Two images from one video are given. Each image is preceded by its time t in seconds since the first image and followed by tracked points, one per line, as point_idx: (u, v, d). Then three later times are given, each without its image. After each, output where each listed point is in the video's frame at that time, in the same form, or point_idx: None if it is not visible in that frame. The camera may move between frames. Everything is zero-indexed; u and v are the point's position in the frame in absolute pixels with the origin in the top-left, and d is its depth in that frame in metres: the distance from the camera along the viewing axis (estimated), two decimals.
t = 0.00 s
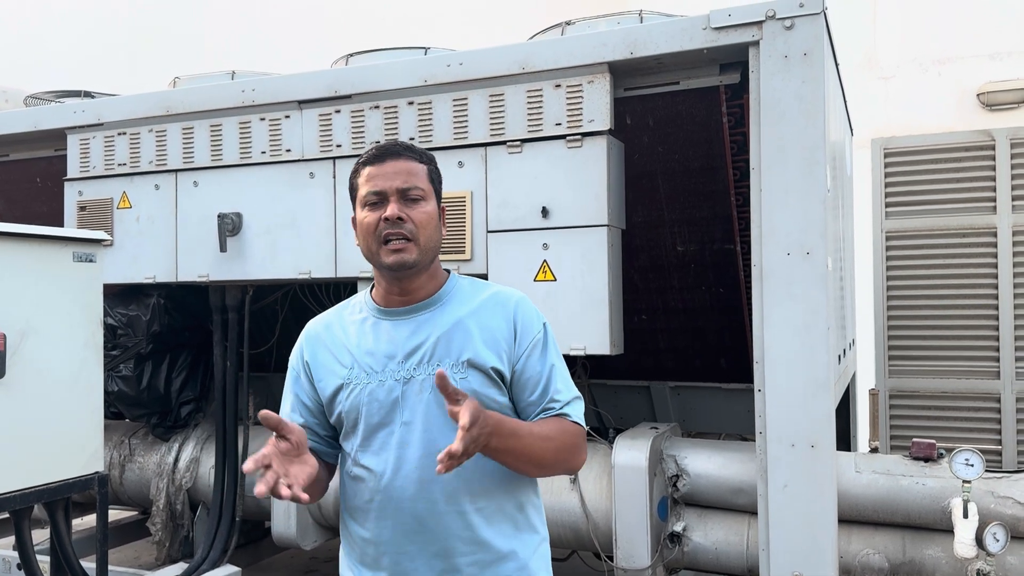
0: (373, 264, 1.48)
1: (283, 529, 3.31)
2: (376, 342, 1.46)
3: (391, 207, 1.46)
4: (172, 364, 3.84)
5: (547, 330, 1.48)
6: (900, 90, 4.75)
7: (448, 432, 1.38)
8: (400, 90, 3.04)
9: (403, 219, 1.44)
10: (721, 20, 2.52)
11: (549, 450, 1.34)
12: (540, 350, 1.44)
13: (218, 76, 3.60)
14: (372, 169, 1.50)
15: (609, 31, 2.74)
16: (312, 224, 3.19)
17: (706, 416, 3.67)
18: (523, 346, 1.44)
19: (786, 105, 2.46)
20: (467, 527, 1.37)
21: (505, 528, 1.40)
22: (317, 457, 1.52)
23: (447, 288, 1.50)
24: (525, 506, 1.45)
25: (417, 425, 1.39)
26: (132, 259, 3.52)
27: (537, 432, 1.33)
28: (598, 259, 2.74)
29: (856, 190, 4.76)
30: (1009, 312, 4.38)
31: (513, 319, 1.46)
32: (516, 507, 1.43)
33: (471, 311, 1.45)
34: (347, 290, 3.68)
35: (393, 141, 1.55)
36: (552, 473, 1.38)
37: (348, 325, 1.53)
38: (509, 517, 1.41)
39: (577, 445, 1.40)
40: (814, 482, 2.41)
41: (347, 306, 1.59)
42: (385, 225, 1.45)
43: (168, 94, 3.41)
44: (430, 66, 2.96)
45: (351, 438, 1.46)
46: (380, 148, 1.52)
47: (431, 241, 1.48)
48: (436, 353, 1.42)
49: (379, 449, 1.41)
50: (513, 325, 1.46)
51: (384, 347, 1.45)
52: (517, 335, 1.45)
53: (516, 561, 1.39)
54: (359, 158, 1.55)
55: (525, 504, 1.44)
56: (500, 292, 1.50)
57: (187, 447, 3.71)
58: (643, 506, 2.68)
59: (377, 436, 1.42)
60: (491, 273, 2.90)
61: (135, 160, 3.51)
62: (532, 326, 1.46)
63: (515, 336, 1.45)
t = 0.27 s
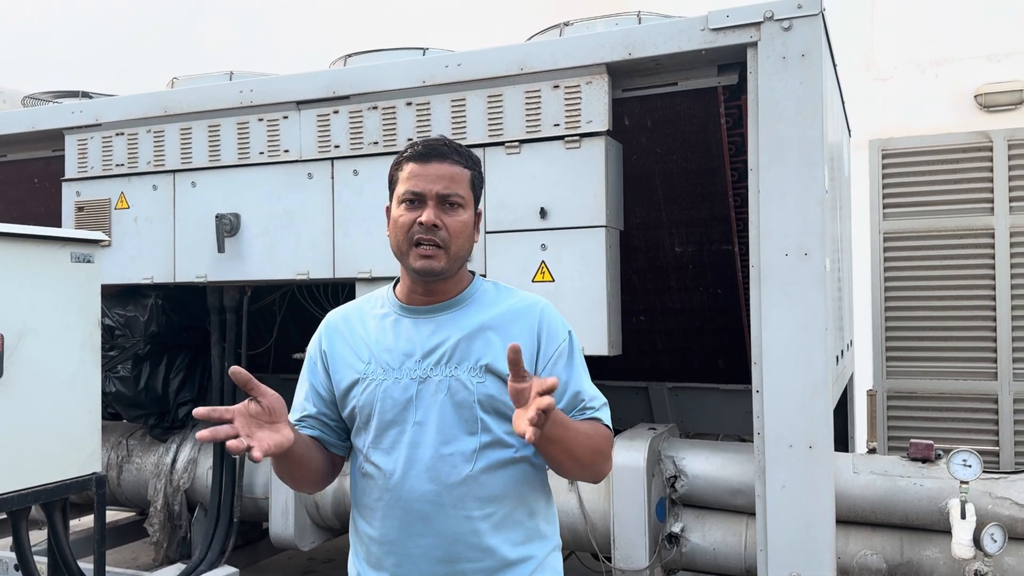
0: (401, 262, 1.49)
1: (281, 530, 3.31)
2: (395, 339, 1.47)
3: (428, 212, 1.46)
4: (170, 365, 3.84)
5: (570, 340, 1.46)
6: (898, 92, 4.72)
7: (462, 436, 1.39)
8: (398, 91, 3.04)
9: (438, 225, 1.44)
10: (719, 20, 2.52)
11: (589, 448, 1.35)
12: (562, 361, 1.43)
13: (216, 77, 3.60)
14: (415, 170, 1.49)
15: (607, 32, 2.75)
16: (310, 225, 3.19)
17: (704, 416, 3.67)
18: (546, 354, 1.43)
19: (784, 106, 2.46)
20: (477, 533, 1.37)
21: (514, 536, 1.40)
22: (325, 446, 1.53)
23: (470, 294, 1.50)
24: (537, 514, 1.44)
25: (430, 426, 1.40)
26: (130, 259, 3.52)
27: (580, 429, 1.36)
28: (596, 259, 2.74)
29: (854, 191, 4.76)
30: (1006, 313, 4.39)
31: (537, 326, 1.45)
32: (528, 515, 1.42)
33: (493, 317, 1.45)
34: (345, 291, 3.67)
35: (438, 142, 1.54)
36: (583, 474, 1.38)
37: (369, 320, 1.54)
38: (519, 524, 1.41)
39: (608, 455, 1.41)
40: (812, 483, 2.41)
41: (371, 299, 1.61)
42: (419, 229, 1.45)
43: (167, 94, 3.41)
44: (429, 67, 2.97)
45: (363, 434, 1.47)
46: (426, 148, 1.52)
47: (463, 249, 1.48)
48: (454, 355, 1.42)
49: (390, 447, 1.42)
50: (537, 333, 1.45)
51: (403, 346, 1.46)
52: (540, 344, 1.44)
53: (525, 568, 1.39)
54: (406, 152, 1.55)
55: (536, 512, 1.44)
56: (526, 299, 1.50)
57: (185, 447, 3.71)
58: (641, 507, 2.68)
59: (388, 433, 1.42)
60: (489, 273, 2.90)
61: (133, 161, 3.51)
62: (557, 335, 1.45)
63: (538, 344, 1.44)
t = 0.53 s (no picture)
0: (427, 260, 1.48)
1: (279, 531, 3.31)
2: (413, 340, 1.47)
3: (458, 214, 1.44)
4: (168, 366, 3.84)
5: (590, 350, 1.46)
6: (895, 91, 4.79)
7: (479, 440, 1.40)
8: (396, 92, 3.04)
9: (468, 229, 1.44)
10: (717, 22, 2.52)
11: (557, 490, 1.36)
12: (580, 371, 1.43)
13: (214, 77, 3.60)
14: (448, 169, 1.47)
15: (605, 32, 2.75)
16: (308, 225, 3.19)
17: (702, 417, 3.68)
18: (565, 364, 1.43)
19: (782, 107, 2.46)
20: (485, 540, 1.38)
21: (525, 542, 1.40)
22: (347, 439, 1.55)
23: (492, 297, 1.49)
24: (551, 522, 1.46)
25: (446, 429, 1.40)
26: (127, 260, 3.51)
27: (545, 471, 1.36)
28: (594, 260, 2.74)
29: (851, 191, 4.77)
30: (1003, 314, 4.40)
31: (558, 335, 1.45)
32: (539, 522, 1.43)
33: (513, 321, 1.44)
34: (343, 292, 3.67)
35: (473, 141, 1.51)
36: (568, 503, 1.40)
37: (389, 317, 1.54)
38: (531, 531, 1.41)
39: (600, 480, 1.40)
40: (810, 484, 2.41)
41: (392, 293, 1.60)
42: (449, 231, 1.44)
43: (165, 95, 3.41)
44: (427, 68, 2.97)
45: (379, 432, 1.48)
46: (461, 147, 1.49)
47: (490, 253, 1.47)
48: (473, 359, 1.41)
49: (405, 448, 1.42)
50: (557, 341, 1.45)
51: (421, 346, 1.45)
52: (560, 354, 1.44)
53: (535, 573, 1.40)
54: (440, 148, 1.52)
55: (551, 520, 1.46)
56: (548, 305, 1.49)
57: (182, 448, 3.70)
58: (639, 508, 2.67)
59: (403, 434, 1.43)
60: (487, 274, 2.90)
61: (130, 161, 3.50)
62: (576, 345, 1.45)
63: (558, 353, 1.44)
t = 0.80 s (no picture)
0: (451, 260, 1.48)
1: (276, 532, 3.31)
2: (430, 341, 1.48)
3: (486, 214, 1.45)
4: (165, 366, 3.83)
5: (607, 359, 1.47)
6: (892, 93, 4.77)
7: (489, 444, 1.39)
8: (394, 93, 3.05)
9: (494, 230, 1.44)
10: (713, 23, 2.53)
11: (578, 497, 1.36)
12: (597, 380, 1.44)
13: (211, 78, 3.60)
14: (480, 169, 1.48)
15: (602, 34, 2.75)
16: (305, 226, 3.19)
17: (699, 417, 3.69)
18: (582, 373, 1.44)
19: (778, 108, 2.47)
20: (490, 542, 1.39)
21: (529, 550, 1.40)
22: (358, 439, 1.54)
23: (512, 302, 1.50)
24: (560, 530, 1.46)
25: (458, 432, 1.40)
26: (125, 260, 3.51)
27: (567, 478, 1.36)
28: (591, 260, 2.74)
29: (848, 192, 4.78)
30: (1000, 315, 4.41)
31: (576, 342, 1.45)
32: (545, 529, 1.43)
33: (529, 327, 1.45)
34: (340, 293, 3.67)
35: (507, 144, 1.52)
36: (586, 510, 1.40)
37: (407, 316, 1.55)
38: (537, 539, 1.42)
39: (619, 488, 1.40)
40: (807, 484, 2.42)
41: (412, 292, 1.62)
42: (475, 230, 1.45)
43: (162, 96, 3.41)
44: (424, 69, 2.97)
45: (391, 431, 1.48)
46: (495, 149, 1.50)
47: (514, 257, 1.48)
48: (489, 363, 1.42)
49: (417, 448, 1.42)
50: (574, 349, 1.45)
51: (438, 348, 1.46)
52: (577, 361, 1.44)
53: None
54: (473, 149, 1.54)
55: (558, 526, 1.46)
56: (567, 313, 1.49)
57: (180, 449, 3.70)
58: (636, 509, 2.68)
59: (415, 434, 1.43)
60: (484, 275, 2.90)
61: (127, 162, 3.50)
62: (594, 354, 1.45)
63: (575, 361, 1.44)
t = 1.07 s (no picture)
0: (467, 259, 1.48)
1: (274, 533, 3.31)
2: (445, 341, 1.48)
3: (505, 215, 1.45)
4: (163, 367, 3.83)
5: (622, 368, 1.47)
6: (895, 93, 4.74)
7: (500, 448, 1.40)
8: (392, 94, 3.05)
9: (512, 231, 1.44)
10: (711, 24, 2.53)
11: (589, 511, 1.36)
12: (611, 389, 1.44)
13: (209, 79, 3.60)
14: (503, 170, 1.48)
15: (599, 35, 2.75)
16: (303, 227, 3.19)
17: (696, 418, 3.69)
18: (596, 381, 1.44)
19: (776, 109, 2.47)
20: (495, 545, 1.39)
21: (535, 556, 1.40)
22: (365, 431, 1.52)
23: (526, 305, 1.49)
24: (568, 537, 1.46)
25: (470, 434, 1.41)
26: (122, 261, 3.51)
27: (578, 493, 1.35)
28: (588, 260, 2.74)
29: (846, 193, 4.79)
30: (997, 315, 4.42)
31: (591, 350, 1.46)
32: (553, 535, 1.43)
33: (544, 332, 1.45)
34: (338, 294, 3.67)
35: (532, 146, 1.52)
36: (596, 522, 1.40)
37: (423, 313, 1.55)
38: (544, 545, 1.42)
39: (630, 503, 1.40)
40: (805, 485, 2.42)
41: (429, 289, 1.62)
42: (492, 230, 1.44)
43: (160, 97, 3.41)
44: (422, 69, 2.97)
45: (400, 427, 1.48)
46: (519, 151, 1.50)
47: (531, 260, 1.47)
48: (502, 366, 1.42)
49: (427, 447, 1.42)
50: (589, 356, 1.45)
51: (452, 348, 1.46)
52: (591, 368, 1.45)
53: None
54: (498, 149, 1.54)
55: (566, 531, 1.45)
56: (584, 320, 1.49)
57: (177, 450, 3.70)
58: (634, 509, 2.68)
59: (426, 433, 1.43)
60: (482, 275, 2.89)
61: (125, 163, 3.50)
62: (610, 362, 1.46)
63: (590, 368, 1.45)
